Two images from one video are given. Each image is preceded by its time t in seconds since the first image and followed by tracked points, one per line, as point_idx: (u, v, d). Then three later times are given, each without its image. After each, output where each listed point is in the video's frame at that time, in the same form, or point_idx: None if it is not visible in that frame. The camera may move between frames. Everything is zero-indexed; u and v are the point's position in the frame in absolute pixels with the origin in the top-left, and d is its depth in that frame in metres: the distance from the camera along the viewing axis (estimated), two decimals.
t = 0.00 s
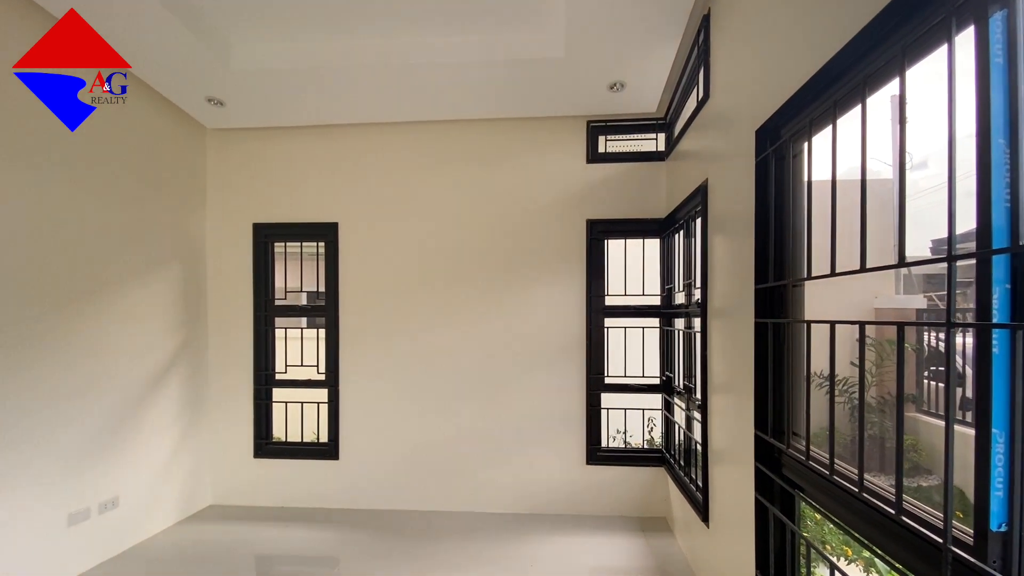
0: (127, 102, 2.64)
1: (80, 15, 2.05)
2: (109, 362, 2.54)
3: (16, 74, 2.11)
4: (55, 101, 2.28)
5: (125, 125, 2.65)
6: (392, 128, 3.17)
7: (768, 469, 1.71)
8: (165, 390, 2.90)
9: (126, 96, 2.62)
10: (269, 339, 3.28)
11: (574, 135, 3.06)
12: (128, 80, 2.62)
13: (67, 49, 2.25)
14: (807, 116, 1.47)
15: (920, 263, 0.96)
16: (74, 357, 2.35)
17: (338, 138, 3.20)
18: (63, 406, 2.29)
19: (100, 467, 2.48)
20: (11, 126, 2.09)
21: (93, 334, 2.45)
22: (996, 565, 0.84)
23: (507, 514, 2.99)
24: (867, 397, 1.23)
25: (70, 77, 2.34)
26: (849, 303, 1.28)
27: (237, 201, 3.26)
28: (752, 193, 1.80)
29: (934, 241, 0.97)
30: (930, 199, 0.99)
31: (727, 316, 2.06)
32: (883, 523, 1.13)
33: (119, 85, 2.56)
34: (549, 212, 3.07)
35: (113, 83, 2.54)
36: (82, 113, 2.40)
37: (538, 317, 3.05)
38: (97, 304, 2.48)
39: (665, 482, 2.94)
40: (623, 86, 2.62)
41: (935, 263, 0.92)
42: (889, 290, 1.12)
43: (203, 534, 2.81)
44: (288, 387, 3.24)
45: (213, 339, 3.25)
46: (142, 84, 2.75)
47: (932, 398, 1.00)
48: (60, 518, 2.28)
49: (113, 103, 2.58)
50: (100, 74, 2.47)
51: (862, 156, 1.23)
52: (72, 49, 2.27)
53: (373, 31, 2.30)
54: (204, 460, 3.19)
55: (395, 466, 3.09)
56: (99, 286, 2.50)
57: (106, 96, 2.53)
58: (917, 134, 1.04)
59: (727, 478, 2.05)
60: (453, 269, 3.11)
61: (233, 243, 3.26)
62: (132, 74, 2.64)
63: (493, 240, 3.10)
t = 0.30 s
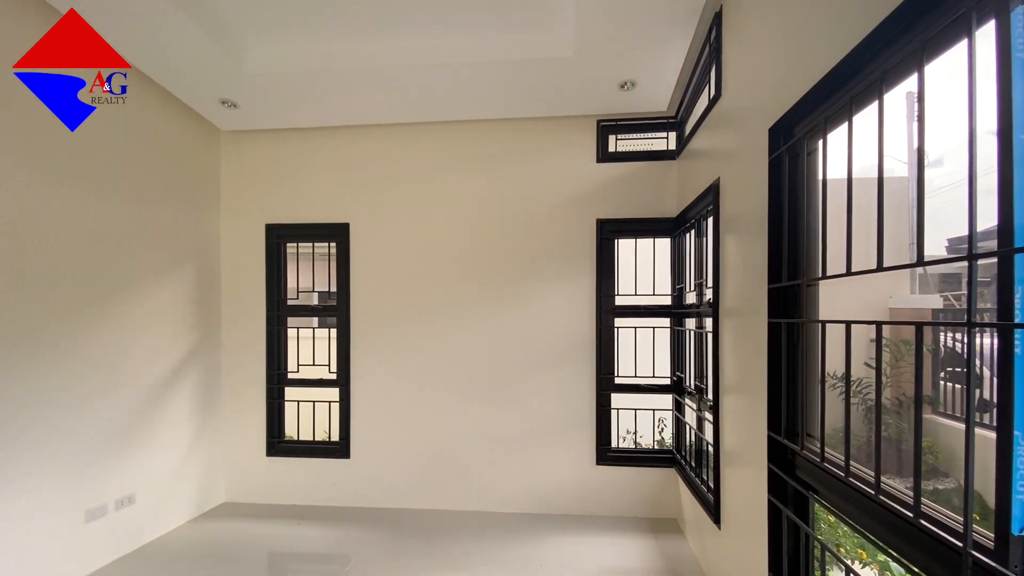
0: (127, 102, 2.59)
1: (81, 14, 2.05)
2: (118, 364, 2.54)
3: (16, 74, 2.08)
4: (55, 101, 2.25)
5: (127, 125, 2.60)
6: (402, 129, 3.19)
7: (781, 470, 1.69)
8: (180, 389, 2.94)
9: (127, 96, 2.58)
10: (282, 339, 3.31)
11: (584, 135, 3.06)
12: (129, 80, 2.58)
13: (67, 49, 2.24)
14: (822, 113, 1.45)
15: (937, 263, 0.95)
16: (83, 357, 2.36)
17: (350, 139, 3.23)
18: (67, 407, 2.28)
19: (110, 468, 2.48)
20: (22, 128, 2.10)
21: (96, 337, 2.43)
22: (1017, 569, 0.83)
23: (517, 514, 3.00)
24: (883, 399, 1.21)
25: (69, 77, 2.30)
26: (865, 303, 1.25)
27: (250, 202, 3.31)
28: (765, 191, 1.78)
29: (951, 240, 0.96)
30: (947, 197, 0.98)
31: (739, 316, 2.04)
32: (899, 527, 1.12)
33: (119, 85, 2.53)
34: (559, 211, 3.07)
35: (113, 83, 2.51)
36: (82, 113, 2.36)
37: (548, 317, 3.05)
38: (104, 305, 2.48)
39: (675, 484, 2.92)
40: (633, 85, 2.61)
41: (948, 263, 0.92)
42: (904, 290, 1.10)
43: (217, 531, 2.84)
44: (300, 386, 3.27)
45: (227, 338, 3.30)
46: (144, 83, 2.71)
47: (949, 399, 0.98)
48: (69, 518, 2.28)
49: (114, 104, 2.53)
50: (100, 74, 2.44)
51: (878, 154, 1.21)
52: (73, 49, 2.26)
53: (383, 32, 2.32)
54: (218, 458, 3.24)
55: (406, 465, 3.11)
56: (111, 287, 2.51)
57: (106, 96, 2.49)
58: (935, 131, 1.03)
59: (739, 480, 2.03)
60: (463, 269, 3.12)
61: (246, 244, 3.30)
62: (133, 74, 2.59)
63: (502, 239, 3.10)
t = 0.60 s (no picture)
0: (127, 102, 2.55)
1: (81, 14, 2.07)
2: (126, 367, 2.54)
3: (16, 74, 2.06)
4: (55, 100, 2.22)
5: (127, 125, 2.56)
6: (412, 129, 3.20)
7: (794, 472, 1.67)
8: (194, 388, 2.98)
9: (127, 97, 2.55)
10: (294, 339, 3.35)
11: (594, 134, 3.05)
12: (129, 80, 2.55)
13: (67, 48, 2.23)
14: (836, 110, 1.44)
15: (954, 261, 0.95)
16: (93, 356, 2.37)
17: (360, 140, 3.25)
18: (75, 407, 2.28)
19: (120, 469, 2.49)
20: (32, 130, 2.11)
21: (101, 339, 2.41)
22: None
23: (526, 514, 3.00)
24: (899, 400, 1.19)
25: (69, 76, 2.28)
26: (882, 303, 1.23)
27: (262, 203, 3.35)
28: (778, 190, 1.76)
29: (969, 238, 0.95)
30: (964, 194, 0.96)
31: (751, 316, 2.02)
32: (915, 530, 1.10)
33: (118, 85, 2.50)
34: (569, 211, 3.07)
35: (113, 83, 2.47)
36: (81, 112, 2.34)
37: (557, 317, 3.05)
38: (113, 306, 2.48)
39: (686, 485, 2.90)
40: (644, 84, 2.60)
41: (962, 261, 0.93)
42: (920, 289, 1.09)
43: (230, 528, 2.88)
44: (311, 386, 3.30)
45: (240, 337, 3.34)
46: (149, 83, 2.68)
47: (968, 400, 0.97)
48: (79, 517, 2.29)
49: (113, 104, 2.49)
50: (99, 74, 2.41)
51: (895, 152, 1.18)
52: (72, 49, 2.26)
53: (393, 34, 2.34)
54: (231, 456, 3.28)
55: (415, 464, 3.13)
56: (121, 288, 2.53)
57: (106, 96, 2.45)
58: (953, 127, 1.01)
59: (751, 482, 2.01)
60: (473, 269, 3.13)
61: (259, 245, 3.34)
62: (133, 74, 2.56)
63: (512, 239, 3.10)
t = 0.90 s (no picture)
0: (127, 102, 2.52)
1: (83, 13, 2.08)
2: (132, 369, 2.54)
3: (16, 74, 2.04)
4: (55, 100, 2.19)
5: (128, 125, 2.52)
6: (421, 130, 3.22)
7: (806, 473, 1.65)
8: (206, 387, 3.02)
9: (127, 97, 2.51)
10: (304, 338, 3.37)
11: (603, 134, 3.04)
12: (129, 80, 2.52)
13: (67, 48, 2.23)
14: (850, 107, 1.42)
15: (970, 260, 0.94)
16: (103, 358, 2.39)
17: (370, 141, 3.27)
18: (82, 410, 2.28)
19: (133, 468, 2.53)
20: (35, 131, 2.10)
21: (107, 341, 2.41)
22: None
23: (535, 514, 3.00)
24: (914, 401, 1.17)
25: (69, 76, 2.25)
26: (896, 302, 1.21)
27: (273, 204, 3.38)
28: (789, 189, 1.74)
29: (988, 236, 0.93)
30: (983, 192, 0.94)
31: (763, 316, 2.00)
32: (931, 533, 1.08)
33: (119, 85, 2.47)
34: (577, 211, 3.06)
35: (113, 83, 2.45)
36: (82, 112, 2.31)
37: (566, 317, 3.05)
38: (122, 308, 2.49)
39: (696, 486, 2.88)
40: (653, 83, 2.59)
41: (981, 260, 0.92)
42: (934, 289, 1.07)
43: (241, 526, 2.91)
44: (321, 385, 3.32)
45: (251, 337, 3.37)
46: (151, 83, 2.65)
47: (984, 401, 0.95)
48: (95, 517, 2.34)
49: (114, 104, 2.46)
50: (100, 74, 2.38)
51: (911, 150, 1.16)
52: (72, 49, 2.25)
53: (402, 35, 2.35)
54: (242, 454, 3.32)
55: (424, 463, 3.14)
56: (131, 289, 2.55)
57: (106, 96, 2.42)
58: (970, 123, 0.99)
59: (762, 483, 1.99)
60: (481, 269, 3.13)
61: (269, 246, 3.38)
62: (133, 73, 2.53)
63: (520, 239, 3.11)
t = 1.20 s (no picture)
0: (127, 103, 2.48)
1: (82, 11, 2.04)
2: (139, 371, 2.54)
3: (16, 74, 2.00)
4: (54, 100, 2.16)
5: (127, 126, 2.49)
6: (429, 131, 3.23)
7: (818, 475, 1.63)
8: (218, 386, 3.06)
9: (127, 97, 2.47)
10: (314, 338, 3.40)
11: (611, 133, 3.04)
12: (129, 80, 2.48)
13: (66, 48, 2.19)
14: (863, 105, 1.40)
15: (982, 261, 0.93)
16: (114, 358, 2.41)
17: (379, 142, 3.29)
18: (90, 412, 2.29)
19: (144, 467, 2.55)
20: (35, 132, 2.07)
21: (111, 343, 2.40)
22: None
23: (543, 514, 3.00)
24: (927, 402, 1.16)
25: (69, 76, 2.22)
26: (910, 302, 1.19)
27: (283, 205, 3.42)
28: (801, 188, 1.73)
29: (1000, 236, 0.92)
30: (998, 191, 0.93)
31: (773, 316, 1.98)
32: (945, 536, 1.07)
33: (119, 85, 2.43)
34: (585, 211, 3.06)
35: (113, 83, 2.41)
36: (81, 112, 2.27)
37: (574, 317, 3.04)
38: (128, 309, 2.49)
39: (705, 487, 2.87)
40: (661, 82, 2.58)
41: (994, 259, 0.91)
42: (948, 289, 1.06)
43: (252, 524, 2.94)
44: (331, 384, 3.35)
45: (261, 337, 3.41)
46: (153, 83, 2.62)
47: (999, 403, 0.94)
48: (109, 515, 2.37)
49: (113, 104, 2.42)
50: (100, 74, 2.35)
51: (925, 148, 1.14)
52: (70, 49, 2.21)
53: (411, 36, 2.37)
54: (253, 453, 3.35)
55: (433, 463, 3.15)
56: (145, 289, 2.59)
57: (106, 96, 2.38)
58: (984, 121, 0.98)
59: (772, 485, 1.97)
60: (490, 269, 3.14)
61: (280, 246, 3.41)
62: (133, 73, 2.49)
63: (528, 239, 3.11)
